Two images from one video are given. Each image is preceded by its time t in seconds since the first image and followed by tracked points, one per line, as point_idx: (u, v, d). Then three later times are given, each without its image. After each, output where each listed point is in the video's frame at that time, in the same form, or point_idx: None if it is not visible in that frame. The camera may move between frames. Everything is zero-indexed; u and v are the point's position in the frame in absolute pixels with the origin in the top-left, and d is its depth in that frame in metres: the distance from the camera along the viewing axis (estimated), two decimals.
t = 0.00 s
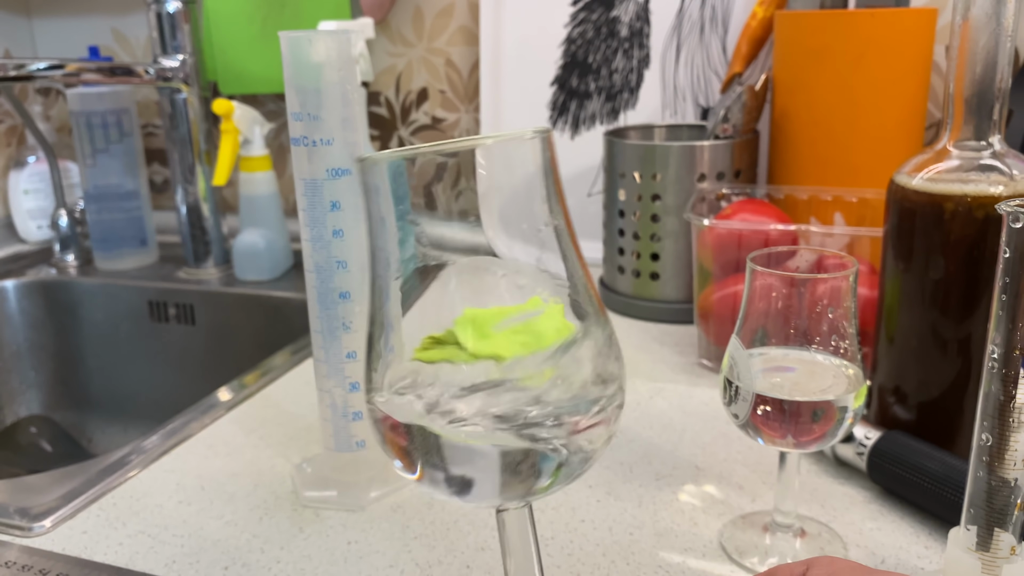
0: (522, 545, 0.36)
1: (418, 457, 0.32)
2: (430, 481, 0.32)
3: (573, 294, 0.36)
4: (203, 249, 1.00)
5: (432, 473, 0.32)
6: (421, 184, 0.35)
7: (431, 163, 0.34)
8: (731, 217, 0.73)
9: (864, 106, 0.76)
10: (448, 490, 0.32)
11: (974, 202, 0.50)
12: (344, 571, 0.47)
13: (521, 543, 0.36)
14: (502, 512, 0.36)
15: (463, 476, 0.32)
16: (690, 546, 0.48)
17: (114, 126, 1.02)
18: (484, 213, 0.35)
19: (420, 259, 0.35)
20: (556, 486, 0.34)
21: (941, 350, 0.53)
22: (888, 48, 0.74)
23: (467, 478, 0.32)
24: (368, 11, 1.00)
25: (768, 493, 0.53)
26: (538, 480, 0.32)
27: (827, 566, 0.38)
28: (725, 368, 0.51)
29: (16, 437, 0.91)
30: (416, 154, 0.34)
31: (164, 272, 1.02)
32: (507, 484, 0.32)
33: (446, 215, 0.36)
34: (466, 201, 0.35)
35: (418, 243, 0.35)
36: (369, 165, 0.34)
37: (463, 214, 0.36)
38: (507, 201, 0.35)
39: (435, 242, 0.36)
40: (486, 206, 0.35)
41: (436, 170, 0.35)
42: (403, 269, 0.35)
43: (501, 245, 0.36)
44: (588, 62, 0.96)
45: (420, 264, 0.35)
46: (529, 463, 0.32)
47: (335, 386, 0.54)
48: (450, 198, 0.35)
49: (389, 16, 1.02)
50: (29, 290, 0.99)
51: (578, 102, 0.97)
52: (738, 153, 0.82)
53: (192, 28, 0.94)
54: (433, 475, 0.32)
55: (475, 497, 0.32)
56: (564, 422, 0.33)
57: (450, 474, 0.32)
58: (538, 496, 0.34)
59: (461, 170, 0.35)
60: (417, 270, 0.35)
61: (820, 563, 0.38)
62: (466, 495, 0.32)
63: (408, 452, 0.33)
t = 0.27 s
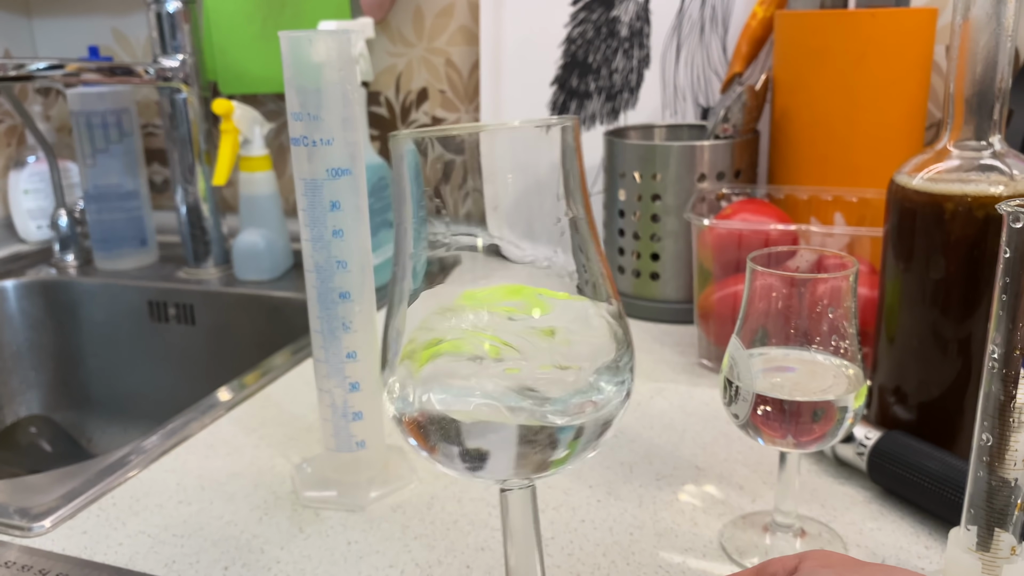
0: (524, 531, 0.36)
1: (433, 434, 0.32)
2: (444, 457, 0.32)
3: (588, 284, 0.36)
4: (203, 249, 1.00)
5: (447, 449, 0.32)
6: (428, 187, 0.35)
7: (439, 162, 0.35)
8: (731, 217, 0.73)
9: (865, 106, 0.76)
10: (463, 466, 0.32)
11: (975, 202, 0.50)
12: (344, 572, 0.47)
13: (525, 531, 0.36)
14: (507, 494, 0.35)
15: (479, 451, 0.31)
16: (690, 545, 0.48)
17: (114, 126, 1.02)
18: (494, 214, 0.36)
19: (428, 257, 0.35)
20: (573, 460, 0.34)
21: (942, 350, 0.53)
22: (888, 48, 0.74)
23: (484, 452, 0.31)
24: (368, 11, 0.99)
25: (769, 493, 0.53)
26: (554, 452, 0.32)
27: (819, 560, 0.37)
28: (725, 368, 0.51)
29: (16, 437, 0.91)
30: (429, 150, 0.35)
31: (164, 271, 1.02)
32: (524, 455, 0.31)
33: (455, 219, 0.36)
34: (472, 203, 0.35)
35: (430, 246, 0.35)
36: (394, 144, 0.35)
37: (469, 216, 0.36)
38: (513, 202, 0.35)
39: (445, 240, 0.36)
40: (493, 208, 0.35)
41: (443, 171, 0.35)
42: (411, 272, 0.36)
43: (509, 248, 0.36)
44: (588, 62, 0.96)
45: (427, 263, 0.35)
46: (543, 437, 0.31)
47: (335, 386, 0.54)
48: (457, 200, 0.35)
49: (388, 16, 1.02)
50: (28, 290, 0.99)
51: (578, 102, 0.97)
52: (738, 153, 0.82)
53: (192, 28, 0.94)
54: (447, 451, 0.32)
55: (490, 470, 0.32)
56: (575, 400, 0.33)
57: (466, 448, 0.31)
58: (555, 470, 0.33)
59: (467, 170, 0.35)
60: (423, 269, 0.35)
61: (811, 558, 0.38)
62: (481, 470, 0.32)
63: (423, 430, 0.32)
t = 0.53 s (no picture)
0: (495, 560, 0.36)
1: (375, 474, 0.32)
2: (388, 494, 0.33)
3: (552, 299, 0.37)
4: (203, 249, 1.00)
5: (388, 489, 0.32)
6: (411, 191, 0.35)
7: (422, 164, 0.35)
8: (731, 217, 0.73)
9: (865, 106, 0.76)
10: (405, 500, 0.32)
11: (975, 202, 0.50)
12: (345, 572, 0.47)
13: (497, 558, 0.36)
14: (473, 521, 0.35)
15: (418, 496, 0.31)
16: (690, 545, 0.48)
17: (114, 126, 1.02)
18: (475, 217, 0.36)
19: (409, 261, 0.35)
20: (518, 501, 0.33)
21: (941, 350, 0.53)
22: (888, 48, 0.74)
23: (423, 497, 0.31)
24: (368, 10, 1.00)
25: (769, 493, 0.53)
26: (495, 493, 0.32)
27: (807, 564, 0.37)
28: (725, 368, 0.51)
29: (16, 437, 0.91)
30: (406, 155, 0.34)
31: (163, 271, 1.02)
32: (461, 500, 0.31)
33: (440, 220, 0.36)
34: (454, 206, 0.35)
35: (407, 246, 0.35)
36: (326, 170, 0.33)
37: (456, 217, 0.36)
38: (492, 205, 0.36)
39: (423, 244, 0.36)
40: (476, 210, 0.36)
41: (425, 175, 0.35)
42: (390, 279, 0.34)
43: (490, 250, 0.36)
44: (588, 62, 0.96)
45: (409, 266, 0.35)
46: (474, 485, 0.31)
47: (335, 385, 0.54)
48: (444, 203, 0.35)
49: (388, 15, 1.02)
50: (28, 290, 0.99)
51: (578, 102, 0.97)
52: (738, 153, 0.82)
53: (192, 28, 0.94)
54: (387, 490, 0.32)
55: (431, 508, 0.32)
56: (527, 435, 0.33)
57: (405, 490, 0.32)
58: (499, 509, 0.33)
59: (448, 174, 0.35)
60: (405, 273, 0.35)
61: (799, 561, 0.38)
62: (422, 505, 0.32)
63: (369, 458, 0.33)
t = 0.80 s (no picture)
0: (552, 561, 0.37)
1: (451, 474, 0.32)
2: (462, 496, 0.32)
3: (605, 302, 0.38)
4: (203, 249, 1.00)
5: (467, 489, 0.32)
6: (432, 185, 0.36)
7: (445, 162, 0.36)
8: (730, 217, 0.73)
9: (865, 106, 0.76)
10: (483, 505, 0.32)
11: (974, 202, 0.50)
12: (345, 571, 0.47)
13: (553, 556, 0.37)
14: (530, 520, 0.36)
15: (500, 490, 0.32)
16: (690, 545, 0.48)
17: (114, 126, 1.03)
18: (491, 212, 0.37)
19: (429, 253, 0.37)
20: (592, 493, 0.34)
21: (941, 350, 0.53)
22: (888, 48, 0.74)
23: (504, 492, 0.32)
24: (368, 11, 1.00)
25: (768, 493, 0.53)
26: (574, 490, 0.32)
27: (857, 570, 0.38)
28: (725, 368, 0.51)
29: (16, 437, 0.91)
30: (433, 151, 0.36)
31: (164, 272, 1.03)
32: (543, 492, 0.32)
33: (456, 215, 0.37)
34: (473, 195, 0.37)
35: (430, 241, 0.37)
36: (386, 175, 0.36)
37: (467, 209, 0.37)
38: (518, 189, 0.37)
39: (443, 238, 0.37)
40: (489, 204, 0.37)
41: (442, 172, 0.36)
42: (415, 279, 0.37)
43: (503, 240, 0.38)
44: (588, 62, 0.96)
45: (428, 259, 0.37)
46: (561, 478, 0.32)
47: (335, 386, 0.54)
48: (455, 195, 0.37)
49: (388, 15, 1.02)
50: (29, 290, 0.99)
51: (577, 102, 0.97)
52: (738, 153, 0.82)
53: (193, 28, 0.94)
54: (466, 490, 0.32)
55: (511, 508, 0.32)
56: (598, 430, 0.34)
57: (485, 487, 0.32)
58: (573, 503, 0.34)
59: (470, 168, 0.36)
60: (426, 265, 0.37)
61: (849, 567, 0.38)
62: (503, 508, 0.32)
63: (443, 472, 0.32)
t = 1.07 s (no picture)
0: (598, 519, 0.36)
1: (509, 417, 0.31)
2: (520, 440, 0.32)
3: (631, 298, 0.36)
4: (203, 248, 1.00)
5: (527, 431, 0.31)
6: (462, 180, 0.34)
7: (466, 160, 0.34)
8: (731, 217, 0.73)
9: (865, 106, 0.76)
10: (541, 448, 0.32)
11: (975, 202, 0.50)
12: (344, 572, 0.47)
13: (598, 516, 0.36)
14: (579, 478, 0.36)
15: (564, 429, 0.31)
16: (690, 546, 0.48)
17: (114, 126, 1.02)
18: (505, 213, 0.35)
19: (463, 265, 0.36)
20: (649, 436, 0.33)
21: (941, 350, 0.53)
22: (888, 48, 0.74)
23: (568, 431, 0.31)
24: (368, 10, 0.99)
25: (769, 493, 0.53)
26: (635, 425, 0.31)
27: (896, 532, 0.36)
28: (725, 368, 0.51)
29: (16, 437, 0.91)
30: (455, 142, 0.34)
31: (164, 271, 1.02)
32: (609, 428, 0.31)
33: (476, 218, 0.35)
34: (491, 199, 0.35)
35: (470, 252, 0.36)
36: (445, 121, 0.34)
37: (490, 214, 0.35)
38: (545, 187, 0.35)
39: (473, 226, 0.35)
40: (505, 206, 0.35)
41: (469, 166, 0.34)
42: (453, 276, 0.36)
43: (519, 244, 0.36)
44: (588, 62, 0.96)
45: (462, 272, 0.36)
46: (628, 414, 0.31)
47: (335, 386, 0.55)
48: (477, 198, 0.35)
49: (389, 15, 1.02)
50: (29, 290, 0.99)
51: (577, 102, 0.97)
52: (738, 153, 0.82)
53: (192, 28, 0.94)
54: (524, 433, 0.31)
55: (571, 449, 0.31)
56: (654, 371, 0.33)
57: (547, 428, 0.31)
58: (631, 446, 0.33)
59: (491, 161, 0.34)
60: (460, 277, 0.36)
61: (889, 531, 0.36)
62: (561, 451, 0.31)
63: (498, 414, 0.32)
